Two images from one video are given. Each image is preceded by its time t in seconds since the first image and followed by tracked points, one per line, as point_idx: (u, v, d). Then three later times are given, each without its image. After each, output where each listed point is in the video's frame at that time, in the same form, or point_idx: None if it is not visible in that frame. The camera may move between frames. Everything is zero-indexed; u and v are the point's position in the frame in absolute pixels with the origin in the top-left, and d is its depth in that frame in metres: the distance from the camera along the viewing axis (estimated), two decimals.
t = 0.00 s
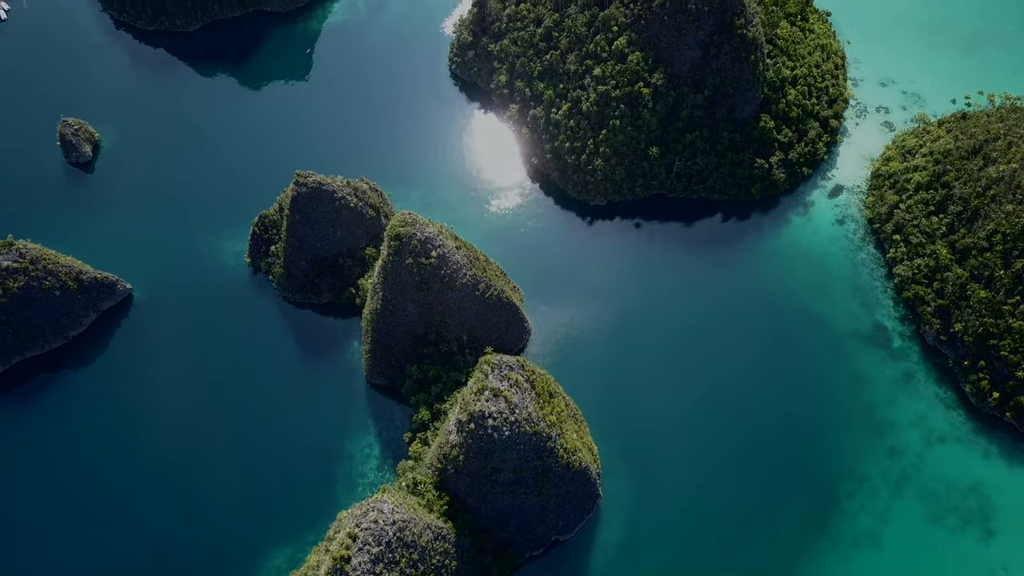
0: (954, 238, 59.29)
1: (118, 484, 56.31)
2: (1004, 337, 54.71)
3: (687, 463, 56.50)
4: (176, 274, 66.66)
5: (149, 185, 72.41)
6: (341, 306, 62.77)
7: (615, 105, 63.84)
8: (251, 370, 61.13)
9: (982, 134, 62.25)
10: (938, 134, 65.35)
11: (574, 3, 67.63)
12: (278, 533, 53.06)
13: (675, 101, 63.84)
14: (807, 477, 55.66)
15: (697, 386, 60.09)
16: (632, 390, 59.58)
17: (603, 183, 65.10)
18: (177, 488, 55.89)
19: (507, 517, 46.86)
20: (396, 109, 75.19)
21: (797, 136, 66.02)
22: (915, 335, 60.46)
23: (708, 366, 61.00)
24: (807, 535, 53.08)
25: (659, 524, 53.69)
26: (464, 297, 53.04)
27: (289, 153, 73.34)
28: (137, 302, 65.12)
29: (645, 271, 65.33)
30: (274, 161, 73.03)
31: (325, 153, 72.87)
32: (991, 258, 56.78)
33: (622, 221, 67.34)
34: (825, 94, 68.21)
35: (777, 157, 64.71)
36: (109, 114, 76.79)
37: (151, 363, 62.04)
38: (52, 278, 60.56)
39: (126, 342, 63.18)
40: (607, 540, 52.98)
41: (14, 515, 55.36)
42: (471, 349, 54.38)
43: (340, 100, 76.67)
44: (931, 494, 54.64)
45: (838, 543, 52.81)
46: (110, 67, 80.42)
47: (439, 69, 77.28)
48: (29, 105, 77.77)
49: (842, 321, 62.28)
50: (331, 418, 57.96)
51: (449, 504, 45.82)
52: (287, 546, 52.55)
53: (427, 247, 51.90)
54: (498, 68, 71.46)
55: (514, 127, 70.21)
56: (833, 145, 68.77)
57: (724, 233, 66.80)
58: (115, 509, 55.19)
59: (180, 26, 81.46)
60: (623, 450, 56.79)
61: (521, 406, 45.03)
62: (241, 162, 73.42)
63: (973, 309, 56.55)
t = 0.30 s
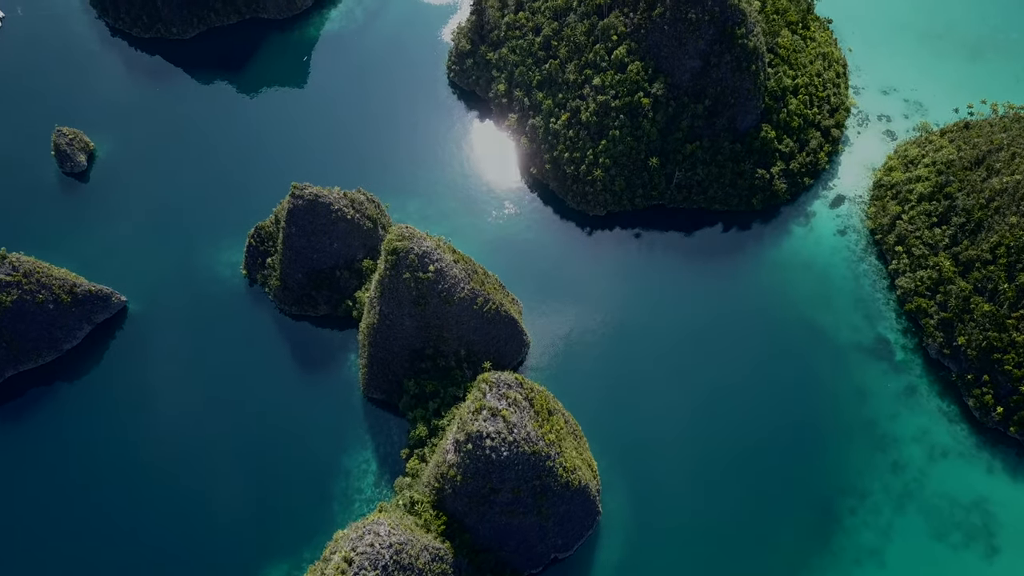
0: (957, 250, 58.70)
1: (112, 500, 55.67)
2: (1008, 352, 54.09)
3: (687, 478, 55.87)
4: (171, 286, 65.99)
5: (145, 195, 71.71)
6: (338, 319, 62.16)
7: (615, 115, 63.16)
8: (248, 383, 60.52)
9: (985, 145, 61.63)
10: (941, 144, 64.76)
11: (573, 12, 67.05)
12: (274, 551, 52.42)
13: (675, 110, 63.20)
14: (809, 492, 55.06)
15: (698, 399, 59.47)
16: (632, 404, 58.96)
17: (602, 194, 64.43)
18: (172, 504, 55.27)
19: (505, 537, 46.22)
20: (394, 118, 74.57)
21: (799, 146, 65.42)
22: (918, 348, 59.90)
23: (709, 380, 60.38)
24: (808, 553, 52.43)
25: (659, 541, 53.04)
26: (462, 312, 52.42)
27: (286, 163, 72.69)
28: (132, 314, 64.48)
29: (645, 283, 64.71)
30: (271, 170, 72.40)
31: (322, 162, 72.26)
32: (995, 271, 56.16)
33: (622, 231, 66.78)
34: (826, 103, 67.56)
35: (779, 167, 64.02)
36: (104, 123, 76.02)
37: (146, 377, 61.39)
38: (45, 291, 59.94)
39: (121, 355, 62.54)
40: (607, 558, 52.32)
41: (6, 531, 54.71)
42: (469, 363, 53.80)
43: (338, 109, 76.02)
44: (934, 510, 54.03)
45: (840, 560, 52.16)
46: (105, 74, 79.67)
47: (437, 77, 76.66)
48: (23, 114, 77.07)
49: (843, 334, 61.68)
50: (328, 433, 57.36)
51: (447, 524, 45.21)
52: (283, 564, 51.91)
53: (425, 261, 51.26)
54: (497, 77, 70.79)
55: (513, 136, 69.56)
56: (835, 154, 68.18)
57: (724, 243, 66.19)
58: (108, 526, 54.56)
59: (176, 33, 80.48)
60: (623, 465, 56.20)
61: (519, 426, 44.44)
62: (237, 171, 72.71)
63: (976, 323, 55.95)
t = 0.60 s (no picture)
0: (961, 263, 58.09)
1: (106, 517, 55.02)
2: (1013, 366, 53.48)
3: (688, 494, 55.21)
4: (167, 298, 65.30)
5: (140, 205, 71.01)
6: (335, 332, 61.47)
7: (615, 125, 62.52)
8: (244, 397, 59.86)
9: (989, 156, 61.00)
10: (944, 154, 64.19)
11: (572, 21, 66.47)
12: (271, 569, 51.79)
13: (676, 121, 62.60)
14: (811, 508, 54.41)
15: (699, 413, 58.81)
16: (632, 419, 58.31)
17: (602, 205, 63.75)
18: (167, 521, 54.61)
19: (503, 557, 45.58)
20: (392, 126, 73.94)
21: (800, 157, 64.81)
22: (921, 361, 59.28)
23: (710, 393, 59.73)
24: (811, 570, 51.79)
25: (660, 558, 52.40)
26: (460, 327, 51.81)
27: (283, 173, 72.05)
28: (127, 327, 63.80)
29: (645, 294, 64.06)
30: (268, 180, 71.76)
31: (319, 172, 71.68)
32: (999, 284, 55.56)
33: (622, 242, 66.16)
34: (828, 112, 66.97)
35: (780, 178, 63.35)
36: (100, 133, 75.36)
37: (141, 390, 60.77)
38: (39, 304, 59.37)
39: (116, 369, 61.87)
40: None
41: None
42: (467, 378, 53.20)
43: (335, 117, 75.38)
44: (937, 527, 53.43)
45: None
46: (100, 83, 78.96)
47: (435, 86, 76.03)
48: (17, 123, 76.41)
49: (846, 346, 61.05)
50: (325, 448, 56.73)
51: (445, 544, 44.54)
52: None
53: (423, 276, 50.64)
54: (496, 86, 70.07)
55: (512, 146, 68.81)
56: (836, 164, 67.56)
57: (725, 254, 65.54)
58: (103, 543, 53.90)
59: (173, 41, 79.54)
60: (623, 481, 55.54)
61: (518, 446, 43.84)
62: (234, 181, 72.07)
63: (980, 336, 55.36)
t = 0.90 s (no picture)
0: (964, 276, 57.47)
1: (101, 535, 54.40)
2: (1017, 382, 52.88)
3: (689, 510, 54.58)
4: (162, 311, 64.60)
5: (135, 217, 70.32)
6: (332, 345, 60.80)
7: (615, 136, 61.90)
8: (240, 412, 59.17)
9: (993, 167, 60.37)
10: (947, 165, 63.60)
11: (572, 30, 65.91)
12: None
13: (676, 131, 61.99)
14: (814, 525, 53.75)
15: (700, 428, 58.13)
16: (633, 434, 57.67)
17: (602, 217, 63.10)
18: (163, 538, 54.02)
19: None
20: (389, 136, 73.33)
21: (802, 167, 64.17)
22: (924, 374, 58.66)
23: (711, 407, 59.06)
24: None
25: None
26: (459, 342, 51.18)
27: (280, 183, 71.44)
28: (122, 340, 63.12)
29: (645, 307, 63.43)
30: (266, 191, 71.15)
31: (316, 182, 71.06)
32: (1003, 298, 54.92)
33: (622, 254, 65.54)
34: (830, 122, 66.35)
35: (782, 189, 62.70)
36: (95, 143, 74.74)
37: (136, 405, 60.14)
38: (33, 319, 58.88)
39: (110, 384, 61.20)
40: None
41: None
42: (466, 394, 52.59)
43: (333, 126, 74.79)
44: (941, 544, 52.82)
45: None
46: (95, 92, 78.30)
47: (434, 94, 75.41)
48: (12, 134, 75.75)
49: (848, 360, 60.42)
50: (322, 463, 56.09)
51: (443, 566, 43.92)
52: None
53: (420, 292, 49.99)
54: (494, 95, 69.36)
55: (511, 157, 68.02)
56: (838, 175, 66.93)
57: (726, 266, 64.90)
58: (98, 561, 53.30)
59: (168, 50, 78.82)
60: (623, 497, 54.86)
61: (517, 467, 43.25)
62: (231, 192, 71.47)
63: (984, 351, 54.73)
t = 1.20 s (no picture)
0: (967, 289, 56.90)
1: (96, 553, 53.85)
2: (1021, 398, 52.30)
3: (690, 527, 53.96)
4: (157, 325, 63.89)
5: (130, 229, 69.61)
6: (329, 360, 60.12)
7: (614, 147, 61.29)
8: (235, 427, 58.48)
9: (995, 178, 59.76)
10: (948, 176, 63.06)
11: (570, 40, 65.30)
12: None
13: (676, 143, 61.38)
14: (816, 543, 53.14)
15: (701, 443, 57.49)
16: (633, 449, 57.07)
17: (600, 228, 62.46)
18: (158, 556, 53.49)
19: None
20: (387, 146, 72.69)
21: (803, 178, 63.51)
22: (927, 388, 58.09)
23: (711, 422, 58.42)
24: None
25: None
26: (456, 359, 50.52)
27: (276, 194, 70.78)
28: (116, 355, 62.41)
29: (645, 319, 62.82)
30: (261, 202, 70.50)
31: (313, 193, 70.43)
32: (1007, 311, 54.34)
33: (621, 265, 64.95)
34: (831, 132, 65.72)
35: (782, 201, 62.09)
36: (89, 154, 74.07)
37: (130, 421, 59.46)
38: (25, 334, 58.18)
39: (104, 399, 60.52)
40: None
41: None
42: (464, 410, 51.95)
43: (329, 136, 74.12)
44: (944, 561, 52.24)
45: None
46: (89, 102, 77.58)
47: (431, 104, 74.76)
48: (5, 144, 75.03)
49: (850, 374, 59.81)
50: (318, 480, 55.41)
51: None
52: None
53: (417, 308, 49.35)
54: (492, 105, 68.69)
55: (508, 167, 67.22)
56: (839, 185, 66.33)
57: (727, 278, 64.26)
58: None
59: (163, 59, 78.13)
60: (624, 514, 54.26)
61: (515, 489, 42.75)
62: (226, 203, 70.78)
63: (988, 365, 54.15)
